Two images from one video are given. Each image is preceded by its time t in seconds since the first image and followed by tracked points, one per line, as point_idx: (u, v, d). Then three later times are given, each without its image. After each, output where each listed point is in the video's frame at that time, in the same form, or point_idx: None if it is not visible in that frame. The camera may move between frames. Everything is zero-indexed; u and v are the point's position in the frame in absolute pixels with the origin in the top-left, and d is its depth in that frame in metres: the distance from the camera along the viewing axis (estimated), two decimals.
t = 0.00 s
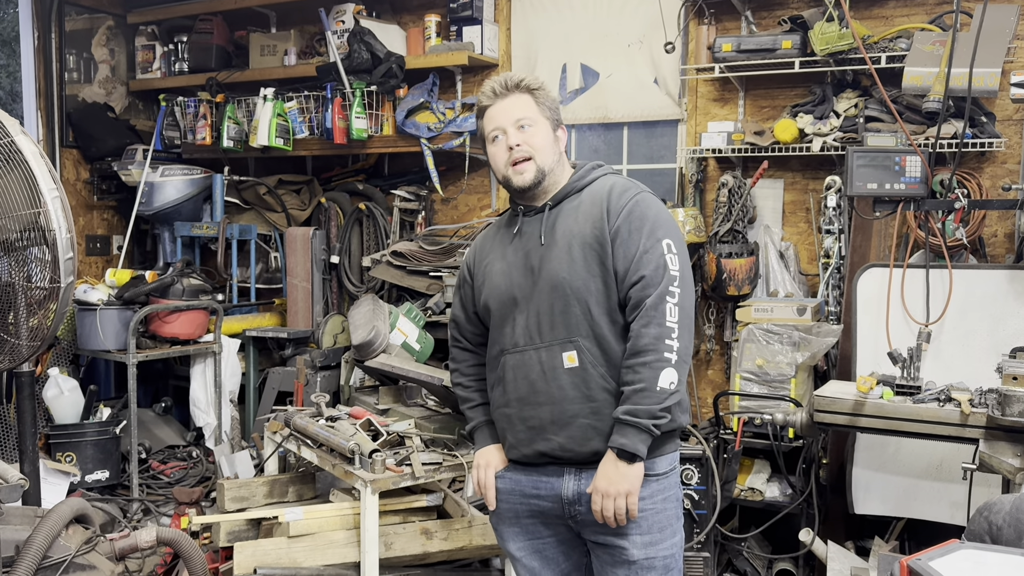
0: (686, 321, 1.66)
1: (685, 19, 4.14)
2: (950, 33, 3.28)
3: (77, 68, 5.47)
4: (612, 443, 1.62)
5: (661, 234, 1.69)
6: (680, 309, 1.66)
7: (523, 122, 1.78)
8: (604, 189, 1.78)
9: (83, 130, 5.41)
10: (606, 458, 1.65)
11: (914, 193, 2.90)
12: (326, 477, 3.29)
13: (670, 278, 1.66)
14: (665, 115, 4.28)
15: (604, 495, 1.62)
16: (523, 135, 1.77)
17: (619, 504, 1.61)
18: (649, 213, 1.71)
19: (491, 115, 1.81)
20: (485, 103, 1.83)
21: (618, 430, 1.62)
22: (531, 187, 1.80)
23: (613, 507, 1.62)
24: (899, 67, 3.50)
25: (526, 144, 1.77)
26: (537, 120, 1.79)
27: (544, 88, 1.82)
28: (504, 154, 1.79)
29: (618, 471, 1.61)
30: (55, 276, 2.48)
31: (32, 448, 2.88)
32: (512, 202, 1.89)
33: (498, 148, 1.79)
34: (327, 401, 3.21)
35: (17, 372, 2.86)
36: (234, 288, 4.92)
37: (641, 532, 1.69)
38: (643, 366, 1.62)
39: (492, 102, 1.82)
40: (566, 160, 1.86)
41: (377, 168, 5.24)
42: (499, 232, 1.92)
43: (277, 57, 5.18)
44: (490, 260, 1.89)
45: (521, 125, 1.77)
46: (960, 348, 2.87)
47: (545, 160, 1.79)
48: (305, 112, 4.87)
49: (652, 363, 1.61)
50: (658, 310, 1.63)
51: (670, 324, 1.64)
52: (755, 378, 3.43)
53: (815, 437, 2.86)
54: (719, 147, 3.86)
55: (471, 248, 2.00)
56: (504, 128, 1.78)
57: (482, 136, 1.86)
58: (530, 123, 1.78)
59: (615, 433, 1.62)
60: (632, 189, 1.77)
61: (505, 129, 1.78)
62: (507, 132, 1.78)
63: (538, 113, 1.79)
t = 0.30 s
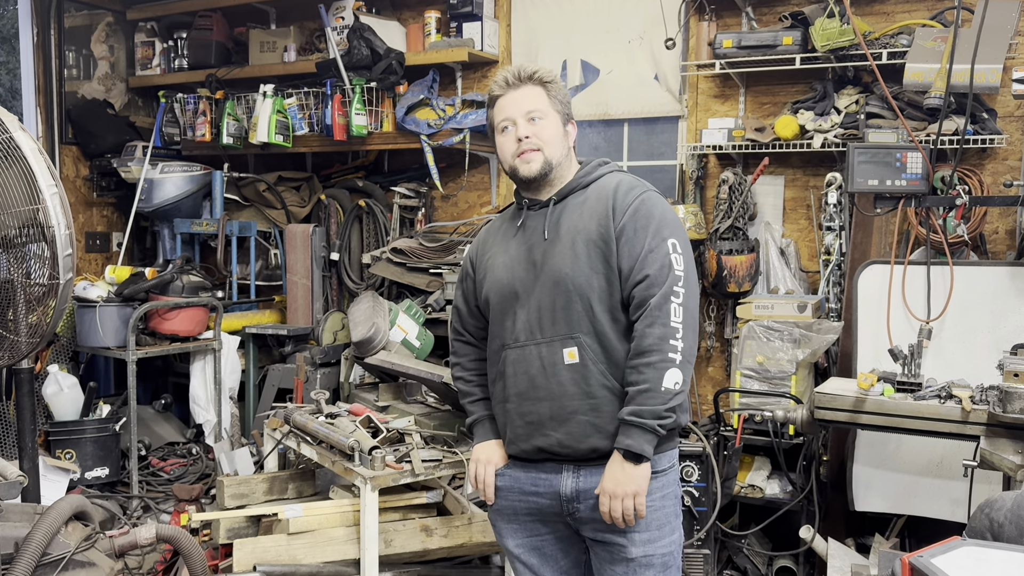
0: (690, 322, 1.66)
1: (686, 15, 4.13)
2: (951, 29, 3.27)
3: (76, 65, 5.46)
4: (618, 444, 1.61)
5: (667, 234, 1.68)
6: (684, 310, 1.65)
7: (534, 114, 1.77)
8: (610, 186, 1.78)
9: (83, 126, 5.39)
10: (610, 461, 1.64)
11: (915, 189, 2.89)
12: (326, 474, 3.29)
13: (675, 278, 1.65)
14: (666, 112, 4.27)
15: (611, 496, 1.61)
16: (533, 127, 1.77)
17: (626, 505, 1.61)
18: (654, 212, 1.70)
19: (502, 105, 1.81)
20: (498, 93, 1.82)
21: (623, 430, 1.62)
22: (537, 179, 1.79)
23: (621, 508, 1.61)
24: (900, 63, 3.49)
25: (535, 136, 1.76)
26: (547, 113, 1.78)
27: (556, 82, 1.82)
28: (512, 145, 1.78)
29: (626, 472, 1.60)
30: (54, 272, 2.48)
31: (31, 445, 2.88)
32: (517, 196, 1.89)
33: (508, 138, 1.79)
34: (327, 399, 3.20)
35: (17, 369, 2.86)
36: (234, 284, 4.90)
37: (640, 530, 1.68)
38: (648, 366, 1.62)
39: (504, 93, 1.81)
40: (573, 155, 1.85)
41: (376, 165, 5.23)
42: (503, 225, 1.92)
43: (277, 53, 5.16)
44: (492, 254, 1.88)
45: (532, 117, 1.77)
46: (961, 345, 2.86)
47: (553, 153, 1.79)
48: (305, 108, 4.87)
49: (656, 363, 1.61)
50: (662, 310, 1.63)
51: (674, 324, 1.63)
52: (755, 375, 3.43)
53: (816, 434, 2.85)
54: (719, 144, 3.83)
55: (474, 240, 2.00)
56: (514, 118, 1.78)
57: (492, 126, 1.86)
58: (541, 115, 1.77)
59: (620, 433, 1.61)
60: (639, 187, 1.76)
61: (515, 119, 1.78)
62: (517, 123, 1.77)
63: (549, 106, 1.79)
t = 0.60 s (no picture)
0: (694, 322, 1.65)
1: (686, 13, 4.12)
2: (952, 27, 3.27)
3: (74, 63, 5.47)
4: (627, 446, 1.60)
5: (671, 233, 1.68)
6: (689, 310, 1.64)
7: (541, 109, 1.77)
8: (614, 185, 1.77)
9: (81, 124, 5.37)
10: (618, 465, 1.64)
11: (916, 188, 2.89)
12: (326, 473, 3.29)
13: (679, 278, 1.64)
14: (666, 110, 4.26)
15: (621, 497, 1.61)
16: (540, 122, 1.76)
17: (638, 506, 1.60)
18: (659, 211, 1.70)
19: (509, 99, 1.80)
20: (505, 87, 1.82)
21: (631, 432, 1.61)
22: (542, 175, 1.79)
23: (633, 510, 1.60)
24: (901, 61, 3.48)
25: (541, 131, 1.76)
26: (554, 109, 1.78)
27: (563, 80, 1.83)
28: (518, 139, 1.78)
29: (635, 474, 1.60)
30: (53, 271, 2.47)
31: (30, 444, 2.87)
32: (520, 193, 1.88)
33: (514, 132, 1.79)
34: (327, 397, 3.20)
35: (15, 367, 2.85)
36: (234, 283, 4.88)
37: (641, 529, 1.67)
38: (654, 366, 1.60)
39: (511, 87, 1.81)
40: (578, 154, 1.85)
41: (376, 163, 5.23)
42: (505, 223, 1.91)
43: (276, 52, 5.15)
44: (494, 251, 1.88)
45: (539, 112, 1.77)
46: (962, 344, 2.86)
47: (558, 150, 1.79)
48: (304, 106, 4.85)
49: (662, 363, 1.60)
50: (667, 310, 1.62)
51: (679, 324, 1.62)
52: (755, 374, 3.43)
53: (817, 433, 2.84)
54: (719, 143, 3.84)
55: (476, 237, 1.99)
56: (521, 112, 1.78)
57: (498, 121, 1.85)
58: (548, 111, 1.77)
59: (628, 435, 1.60)
60: (643, 186, 1.75)
61: (522, 114, 1.78)
62: (524, 117, 1.77)
63: (556, 102, 1.79)
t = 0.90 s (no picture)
0: (698, 321, 1.65)
1: (687, 12, 4.12)
2: (952, 26, 3.27)
3: (75, 62, 5.46)
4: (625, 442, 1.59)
5: (676, 233, 1.67)
6: (693, 309, 1.64)
7: (548, 110, 1.77)
8: (618, 184, 1.77)
9: (82, 124, 5.34)
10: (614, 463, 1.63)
11: (917, 187, 2.89)
12: (326, 472, 3.29)
13: (684, 277, 1.64)
14: (667, 109, 4.26)
15: (617, 493, 1.60)
16: (546, 123, 1.76)
17: (632, 503, 1.59)
18: (663, 211, 1.70)
19: (515, 98, 1.80)
20: (511, 87, 1.81)
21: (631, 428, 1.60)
22: (546, 175, 1.79)
23: (627, 506, 1.60)
24: (902, 60, 3.48)
25: (548, 132, 1.76)
26: (560, 110, 1.78)
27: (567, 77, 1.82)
28: (524, 139, 1.77)
29: (633, 470, 1.59)
30: (53, 270, 2.47)
31: (31, 443, 2.86)
32: (523, 193, 1.88)
33: (520, 132, 1.78)
34: (327, 397, 3.20)
35: (16, 366, 2.85)
36: (234, 282, 4.88)
37: (644, 528, 1.67)
38: (657, 364, 1.60)
39: (517, 86, 1.81)
40: (583, 154, 1.85)
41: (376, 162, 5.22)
42: (509, 222, 1.91)
43: (277, 50, 5.15)
44: (497, 250, 1.88)
45: (545, 113, 1.77)
46: (963, 343, 2.86)
47: (564, 150, 1.78)
48: (305, 105, 4.85)
49: (665, 361, 1.59)
50: (671, 309, 1.61)
51: (683, 323, 1.62)
52: (756, 373, 3.43)
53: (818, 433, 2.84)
54: (719, 142, 3.84)
55: (479, 236, 1.99)
56: (528, 113, 1.77)
57: (502, 120, 1.85)
58: (555, 111, 1.77)
59: (628, 432, 1.59)
60: (647, 186, 1.75)
61: (529, 114, 1.77)
62: (531, 118, 1.77)
63: (562, 102, 1.79)
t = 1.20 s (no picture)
0: (706, 315, 1.64)
1: (688, 11, 4.12)
2: (954, 25, 3.27)
3: (76, 61, 5.46)
4: (632, 435, 1.58)
5: (680, 228, 1.67)
6: (701, 304, 1.64)
7: (549, 109, 1.77)
8: (619, 181, 1.77)
9: (82, 122, 5.35)
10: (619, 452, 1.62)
11: (919, 186, 2.89)
12: (327, 471, 3.29)
13: (691, 271, 1.64)
14: (668, 108, 4.26)
15: (621, 485, 1.58)
16: (548, 122, 1.76)
17: (637, 495, 1.58)
18: (666, 206, 1.69)
19: (516, 97, 1.79)
20: (512, 85, 1.81)
21: (637, 424, 1.59)
22: (547, 175, 1.78)
23: (630, 498, 1.58)
24: (904, 59, 3.48)
25: (549, 130, 1.75)
26: (561, 108, 1.78)
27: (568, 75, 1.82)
28: (525, 138, 1.77)
29: (639, 463, 1.58)
30: (54, 269, 2.47)
31: (32, 442, 2.86)
32: (523, 191, 1.87)
33: (521, 131, 1.78)
34: (328, 395, 3.20)
35: (17, 365, 2.84)
36: (235, 281, 4.88)
37: (652, 526, 1.68)
38: (666, 358, 1.60)
39: (518, 85, 1.80)
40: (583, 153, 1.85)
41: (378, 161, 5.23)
42: (507, 221, 1.90)
43: (278, 49, 5.15)
44: (497, 249, 1.87)
45: (547, 112, 1.76)
46: (965, 342, 2.86)
47: (565, 150, 1.78)
48: (305, 104, 4.85)
49: (674, 356, 1.59)
50: (680, 303, 1.61)
51: (691, 317, 1.62)
52: (757, 372, 3.43)
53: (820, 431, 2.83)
54: (721, 141, 3.84)
55: (478, 236, 1.98)
56: (529, 111, 1.77)
57: (502, 118, 1.84)
58: (556, 110, 1.77)
59: (635, 426, 1.59)
60: (649, 182, 1.75)
61: (530, 112, 1.77)
62: (532, 116, 1.77)
63: (562, 101, 1.79)
